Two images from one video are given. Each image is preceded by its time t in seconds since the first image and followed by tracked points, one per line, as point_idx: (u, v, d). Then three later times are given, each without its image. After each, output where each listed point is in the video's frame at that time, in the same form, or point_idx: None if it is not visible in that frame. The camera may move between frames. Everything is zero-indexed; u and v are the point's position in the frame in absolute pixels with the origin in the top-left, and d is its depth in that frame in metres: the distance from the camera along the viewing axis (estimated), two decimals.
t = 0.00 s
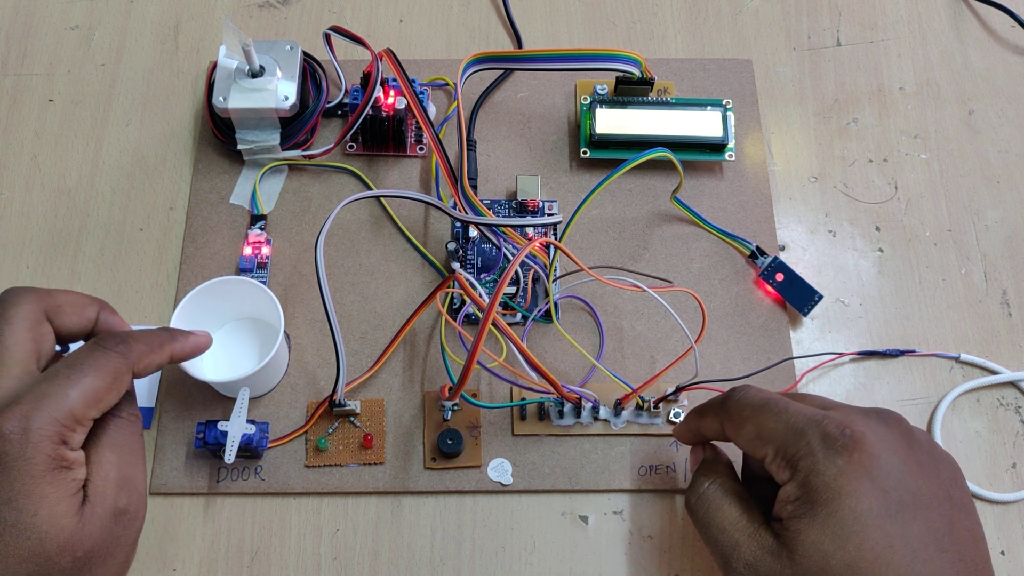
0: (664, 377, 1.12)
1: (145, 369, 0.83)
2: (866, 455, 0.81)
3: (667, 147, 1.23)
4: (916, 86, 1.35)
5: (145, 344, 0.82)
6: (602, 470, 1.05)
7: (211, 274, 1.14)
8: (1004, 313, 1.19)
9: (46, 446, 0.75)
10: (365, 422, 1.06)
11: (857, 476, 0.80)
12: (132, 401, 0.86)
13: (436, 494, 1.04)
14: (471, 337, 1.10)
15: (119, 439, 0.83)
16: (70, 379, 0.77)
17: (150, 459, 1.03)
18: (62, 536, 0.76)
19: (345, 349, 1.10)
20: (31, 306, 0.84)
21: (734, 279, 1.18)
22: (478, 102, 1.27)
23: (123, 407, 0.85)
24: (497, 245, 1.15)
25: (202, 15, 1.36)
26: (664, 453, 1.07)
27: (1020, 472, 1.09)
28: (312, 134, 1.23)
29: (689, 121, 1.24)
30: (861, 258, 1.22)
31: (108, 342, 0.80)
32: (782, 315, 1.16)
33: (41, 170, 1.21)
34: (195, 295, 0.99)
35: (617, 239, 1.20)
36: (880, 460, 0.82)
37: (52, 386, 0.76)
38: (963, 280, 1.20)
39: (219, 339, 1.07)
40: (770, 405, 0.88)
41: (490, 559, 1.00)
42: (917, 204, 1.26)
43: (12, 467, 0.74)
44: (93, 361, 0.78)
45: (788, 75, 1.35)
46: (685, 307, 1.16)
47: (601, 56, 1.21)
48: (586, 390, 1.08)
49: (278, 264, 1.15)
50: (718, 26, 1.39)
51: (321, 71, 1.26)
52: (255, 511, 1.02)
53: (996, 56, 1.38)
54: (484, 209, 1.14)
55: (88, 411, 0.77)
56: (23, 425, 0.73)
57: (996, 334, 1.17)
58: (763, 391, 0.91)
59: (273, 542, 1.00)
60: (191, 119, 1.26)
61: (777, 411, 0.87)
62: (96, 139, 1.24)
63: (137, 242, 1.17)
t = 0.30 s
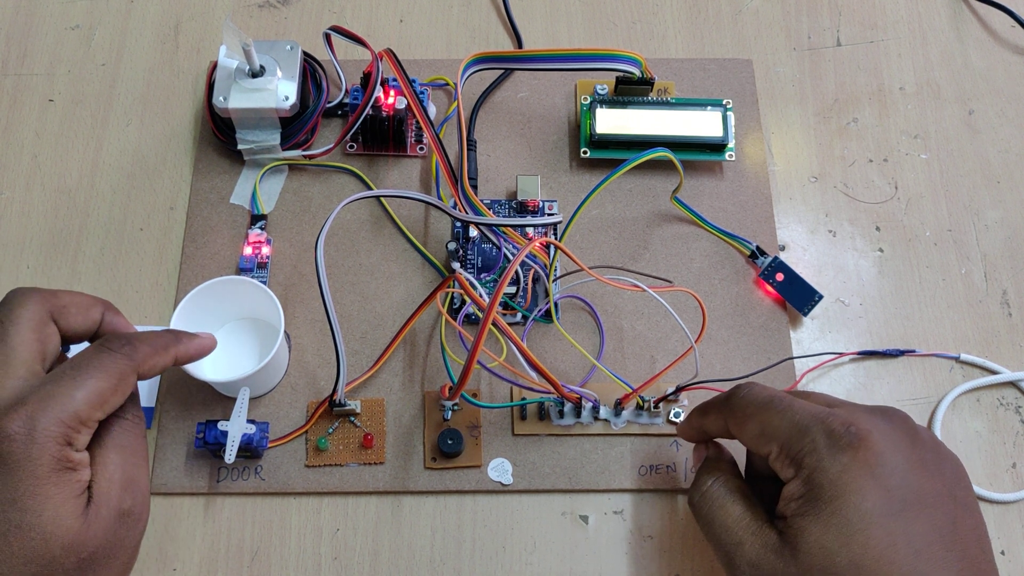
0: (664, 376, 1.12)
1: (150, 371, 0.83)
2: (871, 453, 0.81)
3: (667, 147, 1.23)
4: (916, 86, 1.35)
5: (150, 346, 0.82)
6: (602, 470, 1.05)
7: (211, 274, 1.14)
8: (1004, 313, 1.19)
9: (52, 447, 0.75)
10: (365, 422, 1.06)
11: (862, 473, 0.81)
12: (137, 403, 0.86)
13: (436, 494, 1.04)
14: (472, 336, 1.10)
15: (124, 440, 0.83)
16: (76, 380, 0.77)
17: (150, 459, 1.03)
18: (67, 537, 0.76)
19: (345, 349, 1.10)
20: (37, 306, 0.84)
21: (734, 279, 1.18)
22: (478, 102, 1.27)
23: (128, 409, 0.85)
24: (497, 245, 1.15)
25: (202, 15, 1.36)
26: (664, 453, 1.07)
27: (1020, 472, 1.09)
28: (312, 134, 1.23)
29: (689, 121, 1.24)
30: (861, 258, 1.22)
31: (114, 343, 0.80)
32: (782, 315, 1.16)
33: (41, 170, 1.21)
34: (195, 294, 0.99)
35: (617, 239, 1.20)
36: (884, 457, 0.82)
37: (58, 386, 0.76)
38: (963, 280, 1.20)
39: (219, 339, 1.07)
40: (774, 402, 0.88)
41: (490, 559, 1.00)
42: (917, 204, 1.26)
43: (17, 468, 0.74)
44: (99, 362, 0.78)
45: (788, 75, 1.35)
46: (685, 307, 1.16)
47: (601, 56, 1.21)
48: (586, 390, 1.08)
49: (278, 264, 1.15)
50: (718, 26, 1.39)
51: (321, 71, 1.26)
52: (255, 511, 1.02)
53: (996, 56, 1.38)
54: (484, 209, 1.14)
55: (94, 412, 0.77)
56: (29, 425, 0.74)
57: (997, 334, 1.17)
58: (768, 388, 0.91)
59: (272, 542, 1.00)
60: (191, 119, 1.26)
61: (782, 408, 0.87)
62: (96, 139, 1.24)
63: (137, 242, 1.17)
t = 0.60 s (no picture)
0: (664, 377, 1.12)
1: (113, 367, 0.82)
2: (864, 457, 0.82)
3: (667, 147, 1.23)
4: (916, 86, 1.35)
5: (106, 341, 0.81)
6: (602, 470, 1.05)
7: (211, 274, 1.14)
8: (1004, 313, 1.19)
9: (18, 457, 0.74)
10: (365, 422, 1.06)
11: (855, 478, 0.81)
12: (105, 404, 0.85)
13: (436, 494, 1.04)
14: (471, 336, 1.10)
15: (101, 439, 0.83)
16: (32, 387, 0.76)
17: (150, 459, 1.04)
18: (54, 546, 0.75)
19: (345, 349, 1.10)
20: None
21: (734, 279, 1.18)
22: (478, 102, 1.27)
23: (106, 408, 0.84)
24: (497, 245, 1.15)
25: (202, 15, 1.36)
26: (664, 453, 1.07)
27: (1020, 472, 1.09)
28: (312, 134, 1.23)
29: (688, 121, 1.24)
30: (861, 258, 1.22)
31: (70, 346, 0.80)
32: (782, 315, 1.16)
33: (41, 170, 1.21)
34: (196, 293, 0.99)
35: (617, 239, 1.20)
36: (878, 460, 0.82)
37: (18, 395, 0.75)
38: (963, 280, 1.20)
39: (219, 339, 1.07)
40: (767, 405, 0.88)
41: (490, 559, 1.00)
42: (917, 204, 1.26)
43: None
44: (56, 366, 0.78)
45: (788, 75, 1.35)
46: (685, 306, 1.16)
47: (601, 56, 1.21)
48: (586, 390, 1.08)
49: (278, 264, 1.15)
50: (718, 26, 1.39)
51: (321, 71, 1.26)
52: (255, 511, 1.02)
53: (996, 56, 1.38)
54: (484, 209, 1.14)
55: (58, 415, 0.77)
56: None
57: (996, 334, 1.17)
58: (760, 393, 0.91)
59: (273, 542, 1.00)
60: (191, 119, 1.26)
61: (775, 412, 0.87)
62: (96, 139, 1.24)
63: (136, 242, 1.17)
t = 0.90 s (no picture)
0: (665, 376, 1.12)
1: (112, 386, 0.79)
2: (883, 463, 0.81)
3: (667, 148, 1.23)
4: (916, 86, 1.35)
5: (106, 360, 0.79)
6: (602, 470, 1.05)
7: (211, 274, 1.14)
8: (1004, 313, 1.19)
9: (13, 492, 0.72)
10: (365, 422, 1.06)
11: (874, 485, 0.81)
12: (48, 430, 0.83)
13: (436, 494, 1.03)
14: (472, 337, 1.10)
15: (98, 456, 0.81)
16: None
17: (150, 459, 1.04)
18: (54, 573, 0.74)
19: (345, 349, 1.10)
20: None
21: (734, 279, 1.18)
22: (478, 102, 1.27)
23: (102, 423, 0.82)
24: (497, 245, 1.15)
25: (203, 15, 1.36)
26: (664, 453, 1.07)
27: (1020, 472, 1.08)
28: (313, 134, 1.23)
29: (688, 121, 1.24)
30: (861, 258, 1.22)
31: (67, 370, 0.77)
32: (782, 316, 1.16)
33: (41, 170, 1.21)
34: (196, 293, 0.99)
35: (617, 239, 1.20)
36: (897, 466, 0.82)
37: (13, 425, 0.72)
38: (963, 280, 1.20)
39: (220, 339, 1.07)
40: (787, 407, 0.87)
41: (490, 559, 1.00)
42: (917, 204, 1.26)
43: None
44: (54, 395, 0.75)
45: (788, 75, 1.35)
46: (685, 307, 1.16)
47: (601, 56, 1.21)
48: (587, 390, 1.08)
49: (278, 264, 1.15)
50: (718, 26, 1.39)
51: (321, 71, 1.26)
52: (255, 512, 1.02)
53: (996, 56, 1.38)
54: (484, 209, 1.14)
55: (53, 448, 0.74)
56: None
57: (997, 334, 1.17)
58: (779, 394, 0.91)
59: (273, 542, 1.00)
60: (192, 119, 1.26)
61: (794, 416, 0.87)
62: (96, 139, 1.24)
63: (137, 242, 1.17)
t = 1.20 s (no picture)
0: (664, 377, 1.12)
1: (140, 372, 0.82)
2: (882, 448, 0.82)
3: (667, 147, 1.23)
4: (916, 86, 1.35)
5: (141, 346, 0.81)
6: (602, 470, 1.05)
7: (211, 274, 1.14)
8: (1004, 313, 1.19)
9: (42, 457, 0.73)
10: (365, 422, 1.06)
11: (874, 468, 0.81)
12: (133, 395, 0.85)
13: (436, 494, 1.04)
14: (472, 336, 1.10)
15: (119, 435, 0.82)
16: (63, 386, 0.75)
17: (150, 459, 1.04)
18: (67, 545, 0.75)
19: (345, 349, 1.10)
20: (18, 306, 0.83)
21: (734, 279, 1.18)
22: (478, 102, 1.27)
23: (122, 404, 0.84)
24: (497, 245, 1.15)
25: (202, 15, 1.36)
26: (664, 453, 1.07)
27: (1020, 472, 1.09)
28: (312, 134, 1.23)
29: (688, 121, 1.24)
30: (861, 258, 1.22)
31: (103, 346, 0.79)
32: (782, 315, 1.16)
33: (41, 170, 1.21)
34: (195, 294, 0.99)
35: (617, 239, 1.20)
36: (896, 451, 0.82)
37: (47, 393, 0.75)
38: (963, 280, 1.20)
39: (219, 340, 1.07)
40: (787, 395, 0.87)
41: (490, 559, 1.00)
42: (917, 204, 1.26)
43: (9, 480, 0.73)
44: (89, 368, 0.77)
45: (788, 75, 1.35)
46: (685, 307, 1.16)
47: (601, 55, 1.21)
48: (586, 390, 1.08)
49: (278, 264, 1.15)
50: (718, 26, 1.39)
51: (321, 71, 1.26)
52: (256, 511, 1.02)
53: (996, 56, 1.38)
54: (484, 209, 1.14)
55: (82, 419, 0.76)
56: (18, 435, 0.72)
57: (996, 334, 1.17)
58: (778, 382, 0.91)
59: (273, 542, 1.00)
60: (191, 119, 1.26)
61: (794, 402, 0.86)
62: (97, 139, 1.24)
63: (137, 242, 1.17)
